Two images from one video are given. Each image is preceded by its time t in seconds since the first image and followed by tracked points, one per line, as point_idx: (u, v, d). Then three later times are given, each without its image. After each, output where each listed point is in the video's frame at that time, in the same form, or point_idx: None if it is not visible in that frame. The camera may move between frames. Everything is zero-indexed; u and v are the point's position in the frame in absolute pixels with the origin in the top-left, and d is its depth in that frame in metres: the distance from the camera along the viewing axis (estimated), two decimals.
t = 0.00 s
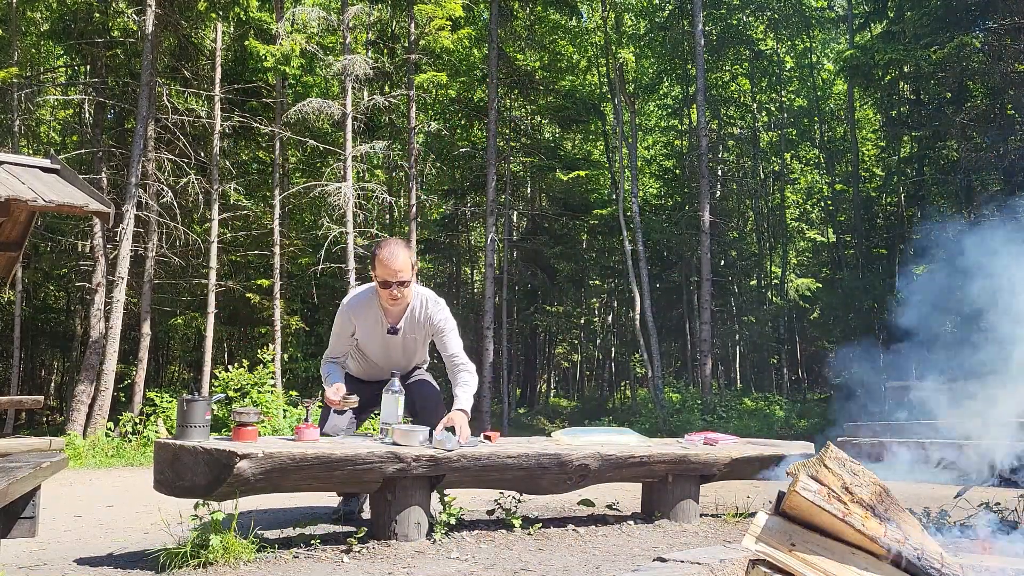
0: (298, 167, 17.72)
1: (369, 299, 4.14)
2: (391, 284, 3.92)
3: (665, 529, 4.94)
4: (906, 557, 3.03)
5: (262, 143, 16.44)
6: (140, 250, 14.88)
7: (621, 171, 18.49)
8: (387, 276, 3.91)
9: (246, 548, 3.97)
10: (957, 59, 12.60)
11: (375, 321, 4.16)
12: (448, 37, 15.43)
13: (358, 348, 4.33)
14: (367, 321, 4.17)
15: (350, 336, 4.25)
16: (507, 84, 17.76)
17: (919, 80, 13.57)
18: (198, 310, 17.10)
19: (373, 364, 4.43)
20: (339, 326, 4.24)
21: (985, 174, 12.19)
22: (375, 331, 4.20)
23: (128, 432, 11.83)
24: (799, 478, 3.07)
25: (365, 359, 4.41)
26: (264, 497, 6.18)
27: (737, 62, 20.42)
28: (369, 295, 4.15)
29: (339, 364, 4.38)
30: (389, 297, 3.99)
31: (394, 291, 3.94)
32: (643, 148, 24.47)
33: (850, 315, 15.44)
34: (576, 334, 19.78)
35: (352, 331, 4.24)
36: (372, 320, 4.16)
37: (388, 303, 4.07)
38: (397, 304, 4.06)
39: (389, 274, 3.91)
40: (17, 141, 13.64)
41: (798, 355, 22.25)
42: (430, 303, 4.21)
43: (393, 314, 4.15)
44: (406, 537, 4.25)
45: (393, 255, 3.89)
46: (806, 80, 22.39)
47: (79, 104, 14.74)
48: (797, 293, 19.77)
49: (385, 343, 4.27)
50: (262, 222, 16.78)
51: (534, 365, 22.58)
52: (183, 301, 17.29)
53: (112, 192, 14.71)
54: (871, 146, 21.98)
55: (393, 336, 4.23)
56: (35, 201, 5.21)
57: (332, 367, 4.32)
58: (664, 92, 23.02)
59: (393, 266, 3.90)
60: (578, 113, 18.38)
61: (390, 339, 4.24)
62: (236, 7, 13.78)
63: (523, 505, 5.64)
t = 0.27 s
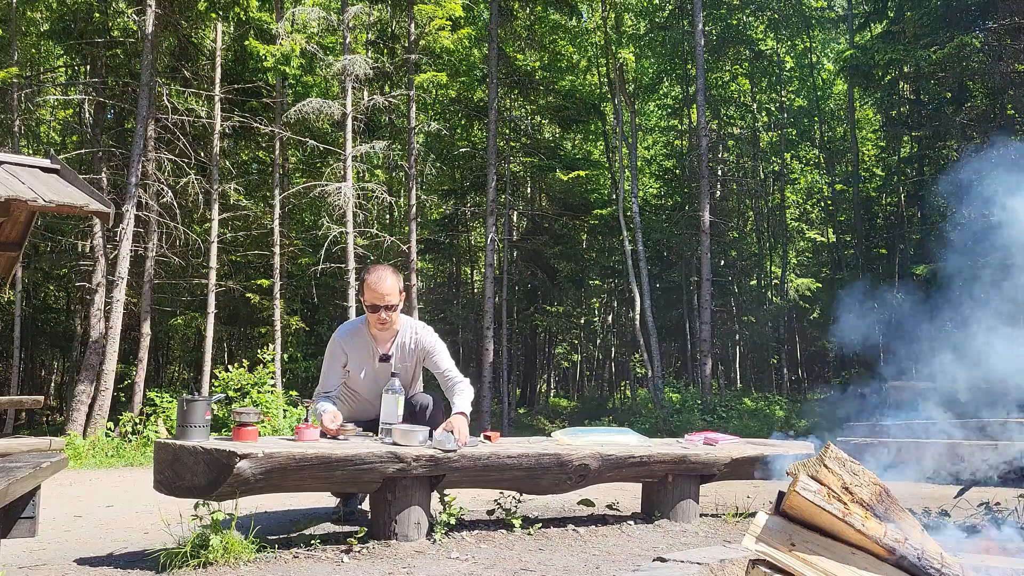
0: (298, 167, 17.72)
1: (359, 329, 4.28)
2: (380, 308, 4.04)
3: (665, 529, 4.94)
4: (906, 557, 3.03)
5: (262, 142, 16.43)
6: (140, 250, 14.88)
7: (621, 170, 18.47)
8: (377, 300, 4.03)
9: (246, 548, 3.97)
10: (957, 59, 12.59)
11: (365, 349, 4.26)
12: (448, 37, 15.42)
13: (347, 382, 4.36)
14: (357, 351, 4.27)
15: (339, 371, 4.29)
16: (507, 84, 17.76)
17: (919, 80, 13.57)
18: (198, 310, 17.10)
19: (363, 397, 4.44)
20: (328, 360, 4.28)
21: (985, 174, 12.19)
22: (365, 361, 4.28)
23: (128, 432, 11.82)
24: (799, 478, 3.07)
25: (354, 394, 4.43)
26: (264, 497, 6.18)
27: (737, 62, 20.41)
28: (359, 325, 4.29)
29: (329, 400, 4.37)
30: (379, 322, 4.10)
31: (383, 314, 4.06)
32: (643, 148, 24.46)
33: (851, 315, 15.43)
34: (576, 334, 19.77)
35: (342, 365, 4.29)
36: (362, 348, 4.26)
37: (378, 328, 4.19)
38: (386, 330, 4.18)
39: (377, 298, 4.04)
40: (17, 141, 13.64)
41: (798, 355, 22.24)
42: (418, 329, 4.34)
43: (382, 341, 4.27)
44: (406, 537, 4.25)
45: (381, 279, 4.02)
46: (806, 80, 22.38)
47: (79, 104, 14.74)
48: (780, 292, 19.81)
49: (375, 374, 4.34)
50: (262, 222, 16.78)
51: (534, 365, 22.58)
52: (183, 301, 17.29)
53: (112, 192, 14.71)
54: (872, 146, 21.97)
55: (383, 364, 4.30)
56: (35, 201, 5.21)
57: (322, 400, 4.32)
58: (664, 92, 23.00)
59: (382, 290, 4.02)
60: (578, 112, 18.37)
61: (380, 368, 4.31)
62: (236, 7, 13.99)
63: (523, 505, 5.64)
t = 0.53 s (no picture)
0: (299, 167, 17.72)
1: (350, 332, 4.29)
2: (369, 307, 4.05)
3: (665, 529, 4.94)
4: (906, 557, 3.03)
5: (262, 142, 16.43)
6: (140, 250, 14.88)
7: (621, 171, 18.47)
8: (367, 299, 4.04)
9: (246, 548, 3.97)
10: (957, 59, 12.60)
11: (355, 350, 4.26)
12: (448, 37, 15.42)
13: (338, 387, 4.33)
14: (348, 352, 4.26)
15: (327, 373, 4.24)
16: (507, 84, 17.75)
17: (919, 80, 13.57)
18: (198, 310, 17.10)
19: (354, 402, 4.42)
20: (320, 363, 4.26)
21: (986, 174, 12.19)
22: (354, 363, 4.27)
23: (128, 432, 11.82)
24: (799, 478, 3.08)
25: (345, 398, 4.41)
26: (264, 497, 6.18)
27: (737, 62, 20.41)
28: (350, 327, 4.31)
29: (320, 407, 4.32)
30: (368, 322, 4.12)
31: (373, 314, 4.08)
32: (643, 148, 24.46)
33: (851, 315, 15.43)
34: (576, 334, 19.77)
35: (332, 366, 4.26)
36: (352, 349, 4.26)
37: (367, 329, 4.20)
38: (376, 330, 4.19)
39: (367, 297, 4.05)
40: (18, 141, 13.65)
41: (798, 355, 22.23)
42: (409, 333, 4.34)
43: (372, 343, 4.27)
44: (406, 537, 4.25)
45: (371, 279, 4.04)
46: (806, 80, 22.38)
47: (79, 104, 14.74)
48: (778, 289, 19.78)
49: (365, 377, 4.31)
50: (262, 222, 16.76)
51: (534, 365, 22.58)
52: (183, 301, 17.29)
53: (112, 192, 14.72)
54: (872, 146, 21.96)
55: (373, 365, 4.29)
56: (35, 201, 5.21)
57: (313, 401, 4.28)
58: (664, 92, 22.99)
59: (372, 290, 4.03)
60: (578, 112, 18.37)
61: (370, 369, 4.29)
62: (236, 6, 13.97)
63: (523, 505, 5.64)
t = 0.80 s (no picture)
0: (299, 167, 17.73)
1: (337, 329, 4.40)
2: (359, 296, 4.20)
3: (665, 529, 4.94)
4: (906, 557, 3.03)
5: (262, 142, 16.43)
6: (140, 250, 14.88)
7: (621, 171, 18.47)
8: (356, 289, 4.20)
9: (246, 548, 3.97)
10: (957, 59, 12.60)
11: (346, 345, 4.35)
12: (448, 36, 15.42)
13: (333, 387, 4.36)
14: (339, 348, 4.35)
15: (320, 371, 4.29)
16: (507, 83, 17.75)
17: (919, 80, 13.57)
18: (198, 310, 17.09)
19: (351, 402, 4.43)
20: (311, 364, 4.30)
21: (986, 174, 12.19)
22: (345, 358, 4.34)
23: (128, 432, 11.81)
24: (799, 478, 3.08)
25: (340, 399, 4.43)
26: (265, 497, 6.18)
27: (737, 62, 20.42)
28: (337, 326, 4.42)
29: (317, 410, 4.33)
30: (359, 313, 4.25)
31: (364, 303, 4.22)
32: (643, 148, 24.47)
33: (851, 315, 15.44)
34: (576, 334, 19.76)
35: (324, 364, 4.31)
36: (343, 345, 4.34)
37: (356, 322, 4.31)
38: (364, 321, 4.30)
39: (356, 288, 4.21)
40: (18, 141, 13.65)
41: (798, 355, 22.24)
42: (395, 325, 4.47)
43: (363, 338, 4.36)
44: (406, 537, 4.25)
45: (360, 271, 4.22)
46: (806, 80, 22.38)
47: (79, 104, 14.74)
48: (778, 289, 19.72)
49: (356, 372, 4.38)
50: (262, 222, 16.76)
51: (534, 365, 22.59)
52: (183, 301, 17.29)
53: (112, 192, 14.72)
54: (872, 146, 21.96)
55: (364, 359, 4.36)
56: (35, 201, 5.21)
57: (309, 403, 4.27)
58: (664, 92, 22.99)
59: (361, 280, 4.20)
60: (578, 112, 18.37)
61: (361, 363, 4.36)
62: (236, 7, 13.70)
63: (523, 505, 5.64)
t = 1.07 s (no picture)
0: (298, 167, 17.73)
1: (329, 327, 4.41)
2: (357, 290, 4.24)
3: (665, 529, 4.93)
4: (906, 557, 3.02)
5: (262, 142, 16.43)
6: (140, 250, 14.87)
7: (621, 171, 18.46)
8: (351, 285, 4.23)
9: (246, 548, 3.96)
10: (958, 58, 12.60)
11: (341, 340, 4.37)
12: (448, 37, 15.42)
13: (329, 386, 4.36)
14: (334, 345, 4.35)
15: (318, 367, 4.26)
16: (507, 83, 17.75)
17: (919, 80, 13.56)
18: (198, 310, 17.09)
19: (347, 402, 4.42)
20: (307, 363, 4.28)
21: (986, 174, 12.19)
22: (340, 354, 4.35)
23: (128, 432, 11.80)
24: (799, 478, 3.07)
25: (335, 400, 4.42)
26: (264, 497, 6.18)
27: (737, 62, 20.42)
28: (328, 324, 4.42)
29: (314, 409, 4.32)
30: (356, 308, 4.29)
31: (362, 297, 4.26)
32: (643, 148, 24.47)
33: (851, 315, 15.44)
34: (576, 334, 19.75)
35: (322, 362, 4.31)
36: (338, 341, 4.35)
37: (350, 316, 4.35)
38: (359, 316, 4.35)
39: (351, 283, 4.24)
40: (17, 141, 13.65)
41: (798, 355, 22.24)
42: (383, 321, 4.54)
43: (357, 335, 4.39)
44: (406, 537, 4.24)
45: (355, 265, 4.25)
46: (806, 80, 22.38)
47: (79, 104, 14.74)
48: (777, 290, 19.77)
49: (352, 370, 4.38)
50: (262, 222, 16.75)
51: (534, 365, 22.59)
52: (183, 301, 17.29)
53: (112, 192, 14.72)
54: (872, 146, 21.96)
55: (359, 354, 4.39)
56: (35, 201, 5.20)
57: (307, 402, 4.22)
58: (664, 92, 22.98)
59: (357, 276, 4.23)
60: (579, 112, 18.36)
61: (356, 358, 4.39)
62: (236, 7, 13.60)
63: (523, 505, 5.64)
